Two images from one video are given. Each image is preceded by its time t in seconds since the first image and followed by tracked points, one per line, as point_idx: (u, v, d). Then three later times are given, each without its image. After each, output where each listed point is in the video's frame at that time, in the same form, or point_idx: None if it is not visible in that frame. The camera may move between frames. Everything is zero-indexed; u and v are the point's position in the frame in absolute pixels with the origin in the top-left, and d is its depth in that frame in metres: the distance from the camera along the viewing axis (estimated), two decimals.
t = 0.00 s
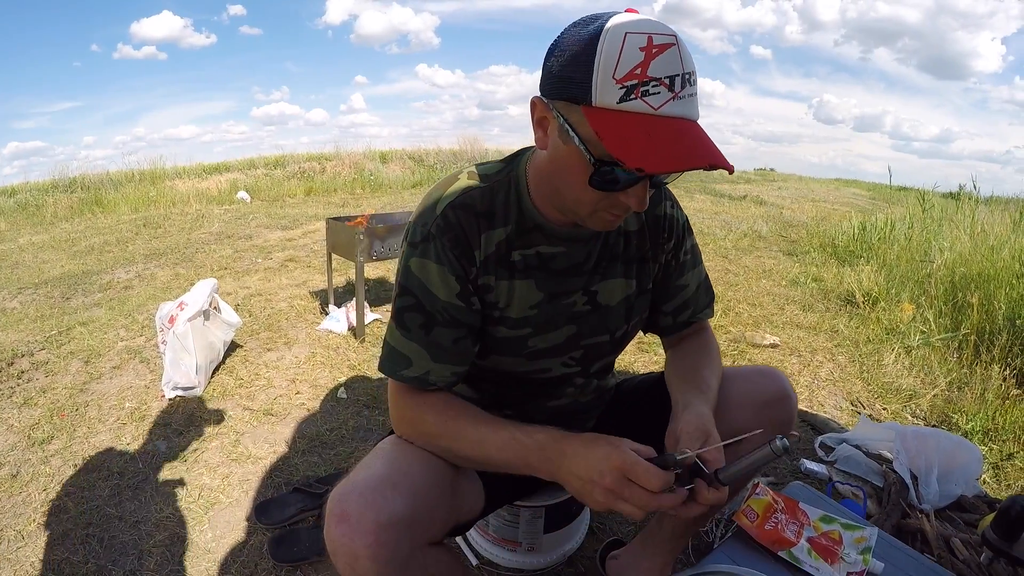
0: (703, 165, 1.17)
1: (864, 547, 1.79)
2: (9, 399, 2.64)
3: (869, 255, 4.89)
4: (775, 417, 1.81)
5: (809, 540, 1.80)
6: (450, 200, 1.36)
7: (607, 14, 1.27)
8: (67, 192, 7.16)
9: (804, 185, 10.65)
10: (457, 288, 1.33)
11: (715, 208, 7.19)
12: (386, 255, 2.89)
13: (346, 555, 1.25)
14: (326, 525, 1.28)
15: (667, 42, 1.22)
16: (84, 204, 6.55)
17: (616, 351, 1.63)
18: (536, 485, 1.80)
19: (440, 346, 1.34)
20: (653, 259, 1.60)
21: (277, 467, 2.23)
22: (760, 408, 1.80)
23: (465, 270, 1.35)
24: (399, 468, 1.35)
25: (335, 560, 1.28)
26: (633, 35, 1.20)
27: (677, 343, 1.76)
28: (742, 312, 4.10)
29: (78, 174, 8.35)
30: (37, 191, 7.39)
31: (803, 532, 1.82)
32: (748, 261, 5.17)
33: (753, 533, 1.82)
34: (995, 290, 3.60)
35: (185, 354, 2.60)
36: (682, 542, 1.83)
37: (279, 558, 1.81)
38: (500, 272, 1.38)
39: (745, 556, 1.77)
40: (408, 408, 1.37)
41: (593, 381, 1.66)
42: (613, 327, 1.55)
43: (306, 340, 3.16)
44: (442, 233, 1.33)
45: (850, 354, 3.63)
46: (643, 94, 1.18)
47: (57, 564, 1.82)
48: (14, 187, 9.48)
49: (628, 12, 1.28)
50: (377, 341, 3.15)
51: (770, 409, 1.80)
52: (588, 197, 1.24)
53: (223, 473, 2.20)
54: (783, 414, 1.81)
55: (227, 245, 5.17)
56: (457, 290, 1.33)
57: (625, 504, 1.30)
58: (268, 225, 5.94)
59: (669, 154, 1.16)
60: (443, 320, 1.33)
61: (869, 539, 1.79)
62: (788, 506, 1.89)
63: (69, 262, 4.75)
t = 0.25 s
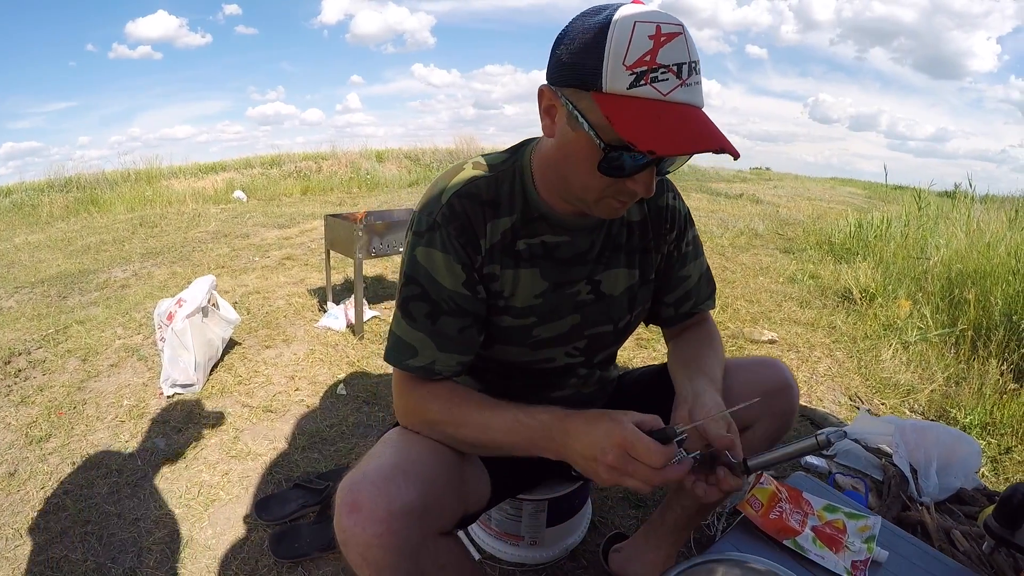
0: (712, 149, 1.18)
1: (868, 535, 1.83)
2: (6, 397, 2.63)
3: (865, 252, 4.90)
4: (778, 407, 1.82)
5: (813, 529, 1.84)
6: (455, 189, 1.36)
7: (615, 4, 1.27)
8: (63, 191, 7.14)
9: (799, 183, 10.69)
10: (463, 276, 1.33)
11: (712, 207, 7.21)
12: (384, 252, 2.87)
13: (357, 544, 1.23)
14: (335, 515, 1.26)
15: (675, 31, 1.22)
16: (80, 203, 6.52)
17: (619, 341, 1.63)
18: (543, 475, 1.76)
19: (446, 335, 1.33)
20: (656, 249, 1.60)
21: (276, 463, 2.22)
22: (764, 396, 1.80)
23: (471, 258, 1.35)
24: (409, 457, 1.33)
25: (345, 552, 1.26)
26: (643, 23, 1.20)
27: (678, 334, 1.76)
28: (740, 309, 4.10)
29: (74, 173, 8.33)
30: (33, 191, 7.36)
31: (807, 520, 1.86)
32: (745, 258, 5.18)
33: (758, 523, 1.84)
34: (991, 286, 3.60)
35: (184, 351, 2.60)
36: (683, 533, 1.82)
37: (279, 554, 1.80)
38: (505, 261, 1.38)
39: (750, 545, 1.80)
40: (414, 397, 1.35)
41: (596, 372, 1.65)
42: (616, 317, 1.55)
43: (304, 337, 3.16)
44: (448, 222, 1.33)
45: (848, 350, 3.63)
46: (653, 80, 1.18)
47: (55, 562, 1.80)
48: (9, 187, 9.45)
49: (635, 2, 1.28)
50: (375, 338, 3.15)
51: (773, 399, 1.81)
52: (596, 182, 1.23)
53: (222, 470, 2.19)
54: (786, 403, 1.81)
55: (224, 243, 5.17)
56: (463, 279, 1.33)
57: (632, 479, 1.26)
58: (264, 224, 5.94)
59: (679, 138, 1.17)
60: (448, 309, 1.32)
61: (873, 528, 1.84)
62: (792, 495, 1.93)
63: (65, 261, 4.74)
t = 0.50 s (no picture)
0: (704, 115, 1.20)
1: (866, 520, 1.78)
2: None
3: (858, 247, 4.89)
4: (769, 394, 1.81)
5: (809, 514, 1.79)
6: (442, 167, 1.37)
7: None
8: (54, 191, 7.13)
9: (791, 182, 10.71)
10: (449, 255, 1.33)
11: (704, 205, 7.23)
12: (374, 246, 2.89)
13: (343, 525, 1.20)
14: (321, 495, 1.24)
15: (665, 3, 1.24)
16: (71, 203, 6.49)
17: (609, 324, 1.64)
18: (533, 464, 1.68)
19: (433, 315, 1.33)
20: (645, 231, 1.61)
21: (264, 456, 2.22)
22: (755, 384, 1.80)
23: (457, 237, 1.35)
24: (399, 437, 1.31)
25: (329, 535, 1.24)
26: None
27: (670, 317, 1.74)
28: (732, 304, 4.10)
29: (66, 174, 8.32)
30: (23, 191, 7.34)
31: (803, 506, 1.82)
32: (737, 254, 5.20)
33: (753, 508, 1.80)
34: (984, 280, 3.58)
35: (172, 345, 2.61)
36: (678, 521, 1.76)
37: (266, 547, 1.79)
38: (492, 240, 1.39)
39: (745, 530, 1.75)
40: (402, 376, 1.35)
41: (586, 356, 1.65)
42: (605, 298, 1.56)
43: (294, 333, 3.16)
44: (434, 200, 1.33)
45: (841, 343, 3.61)
46: (644, 50, 1.19)
47: (39, 557, 1.79)
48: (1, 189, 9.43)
49: None
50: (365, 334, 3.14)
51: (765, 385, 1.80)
52: (587, 155, 1.24)
53: (209, 464, 2.18)
54: (777, 389, 1.81)
55: (215, 242, 5.20)
56: (449, 257, 1.33)
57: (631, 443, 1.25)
58: (256, 223, 5.97)
59: (671, 105, 1.18)
60: (435, 288, 1.32)
61: (871, 513, 1.79)
62: (787, 482, 1.89)
63: (56, 260, 4.73)
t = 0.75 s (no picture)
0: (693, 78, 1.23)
1: (859, 502, 1.61)
2: None
3: (850, 243, 4.85)
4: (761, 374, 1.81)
5: (801, 496, 1.60)
6: (429, 143, 1.39)
7: None
8: (47, 190, 7.16)
9: (787, 182, 10.68)
10: (436, 229, 1.35)
11: (697, 203, 7.26)
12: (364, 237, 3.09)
13: (327, 499, 1.20)
14: (305, 469, 1.24)
15: None
16: (63, 202, 6.45)
17: (597, 304, 1.65)
18: (521, 448, 1.62)
19: (420, 289, 1.34)
20: (632, 209, 1.62)
21: (252, 447, 2.25)
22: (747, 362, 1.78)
23: (444, 211, 1.37)
24: (388, 413, 1.31)
25: (314, 509, 1.24)
26: None
27: (658, 297, 1.75)
28: (723, 297, 4.12)
29: (60, 174, 8.37)
30: (15, 190, 7.34)
31: (795, 487, 1.62)
32: (729, 250, 5.22)
33: (743, 489, 1.58)
34: (976, 274, 3.48)
35: (160, 337, 2.69)
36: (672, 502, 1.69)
37: (252, 536, 1.78)
38: (479, 215, 1.40)
39: (734, 511, 1.54)
40: (391, 350, 1.35)
41: (574, 337, 1.66)
42: (593, 276, 1.57)
43: (284, 326, 3.31)
44: (421, 173, 1.35)
45: (834, 335, 3.57)
46: (633, 19, 1.22)
47: (24, 547, 1.79)
48: None
49: None
50: (355, 326, 3.29)
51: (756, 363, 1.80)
52: (576, 126, 1.26)
53: (197, 455, 2.21)
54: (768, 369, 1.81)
55: (207, 239, 5.27)
56: (436, 231, 1.34)
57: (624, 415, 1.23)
58: (248, 220, 6.03)
59: (661, 69, 1.20)
60: (422, 262, 1.33)
61: (864, 494, 1.61)
62: (777, 462, 1.69)
63: (48, 257, 4.77)
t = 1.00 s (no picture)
0: (684, 65, 1.25)
1: (849, 494, 1.61)
2: None
3: (843, 240, 4.86)
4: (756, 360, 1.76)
5: (790, 488, 1.60)
6: (419, 132, 1.40)
7: None
8: (40, 190, 7.15)
9: (782, 180, 10.71)
10: (427, 219, 1.36)
11: (691, 201, 7.29)
12: (355, 235, 3.15)
13: (318, 488, 1.21)
14: (296, 457, 1.25)
15: None
16: (55, 202, 6.45)
17: (587, 294, 1.66)
18: (512, 442, 1.63)
19: (411, 279, 1.35)
20: (620, 199, 1.63)
21: (242, 444, 2.27)
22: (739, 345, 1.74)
23: (434, 200, 1.38)
24: (380, 403, 1.32)
25: (304, 498, 1.25)
26: None
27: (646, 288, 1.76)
28: (716, 294, 4.13)
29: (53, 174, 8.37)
30: (9, 190, 7.35)
31: (784, 479, 1.63)
32: (721, 248, 5.24)
33: (731, 481, 1.59)
34: (968, 271, 3.48)
35: (151, 334, 2.69)
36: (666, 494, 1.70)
37: (240, 532, 1.79)
38: (469, 204, 1.42)
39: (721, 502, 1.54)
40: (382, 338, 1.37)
41: (564, 328, 1.67)
42: (583, 266, 1.58)
43: (275, 323, 3.32)
44: (411, 162, 1.36)
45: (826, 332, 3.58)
46: (626, 9, 1.25)
47: (15, 544, 1.79)
48: None
49: None
50: (348, 324, 3.31)
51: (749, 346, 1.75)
52: (568, 114, 1.28)
53: (187, 452, 2.21)
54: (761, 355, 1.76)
55: (200, 238, 5.28)
56: (427, 220, 1.36)
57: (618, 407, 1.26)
58: (241, 219, 6.04)
59: (654, 55, 1.22)
60: (413, 251, 1.34)
61: (854, 486, 1.61)
62: (767, 455, 1.69)
63: (40, 257, 4.77)
